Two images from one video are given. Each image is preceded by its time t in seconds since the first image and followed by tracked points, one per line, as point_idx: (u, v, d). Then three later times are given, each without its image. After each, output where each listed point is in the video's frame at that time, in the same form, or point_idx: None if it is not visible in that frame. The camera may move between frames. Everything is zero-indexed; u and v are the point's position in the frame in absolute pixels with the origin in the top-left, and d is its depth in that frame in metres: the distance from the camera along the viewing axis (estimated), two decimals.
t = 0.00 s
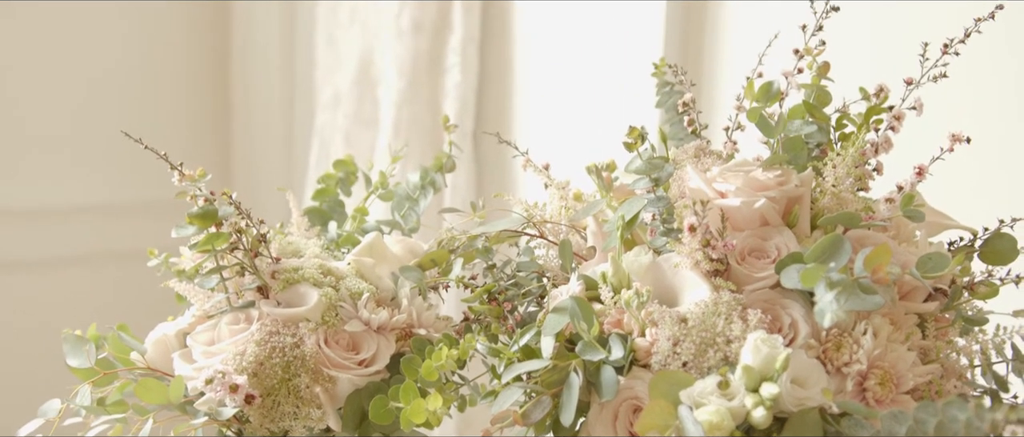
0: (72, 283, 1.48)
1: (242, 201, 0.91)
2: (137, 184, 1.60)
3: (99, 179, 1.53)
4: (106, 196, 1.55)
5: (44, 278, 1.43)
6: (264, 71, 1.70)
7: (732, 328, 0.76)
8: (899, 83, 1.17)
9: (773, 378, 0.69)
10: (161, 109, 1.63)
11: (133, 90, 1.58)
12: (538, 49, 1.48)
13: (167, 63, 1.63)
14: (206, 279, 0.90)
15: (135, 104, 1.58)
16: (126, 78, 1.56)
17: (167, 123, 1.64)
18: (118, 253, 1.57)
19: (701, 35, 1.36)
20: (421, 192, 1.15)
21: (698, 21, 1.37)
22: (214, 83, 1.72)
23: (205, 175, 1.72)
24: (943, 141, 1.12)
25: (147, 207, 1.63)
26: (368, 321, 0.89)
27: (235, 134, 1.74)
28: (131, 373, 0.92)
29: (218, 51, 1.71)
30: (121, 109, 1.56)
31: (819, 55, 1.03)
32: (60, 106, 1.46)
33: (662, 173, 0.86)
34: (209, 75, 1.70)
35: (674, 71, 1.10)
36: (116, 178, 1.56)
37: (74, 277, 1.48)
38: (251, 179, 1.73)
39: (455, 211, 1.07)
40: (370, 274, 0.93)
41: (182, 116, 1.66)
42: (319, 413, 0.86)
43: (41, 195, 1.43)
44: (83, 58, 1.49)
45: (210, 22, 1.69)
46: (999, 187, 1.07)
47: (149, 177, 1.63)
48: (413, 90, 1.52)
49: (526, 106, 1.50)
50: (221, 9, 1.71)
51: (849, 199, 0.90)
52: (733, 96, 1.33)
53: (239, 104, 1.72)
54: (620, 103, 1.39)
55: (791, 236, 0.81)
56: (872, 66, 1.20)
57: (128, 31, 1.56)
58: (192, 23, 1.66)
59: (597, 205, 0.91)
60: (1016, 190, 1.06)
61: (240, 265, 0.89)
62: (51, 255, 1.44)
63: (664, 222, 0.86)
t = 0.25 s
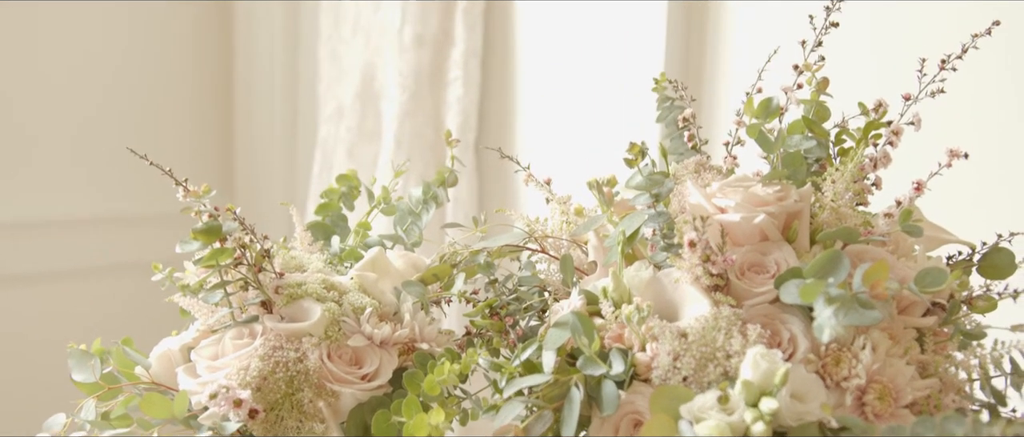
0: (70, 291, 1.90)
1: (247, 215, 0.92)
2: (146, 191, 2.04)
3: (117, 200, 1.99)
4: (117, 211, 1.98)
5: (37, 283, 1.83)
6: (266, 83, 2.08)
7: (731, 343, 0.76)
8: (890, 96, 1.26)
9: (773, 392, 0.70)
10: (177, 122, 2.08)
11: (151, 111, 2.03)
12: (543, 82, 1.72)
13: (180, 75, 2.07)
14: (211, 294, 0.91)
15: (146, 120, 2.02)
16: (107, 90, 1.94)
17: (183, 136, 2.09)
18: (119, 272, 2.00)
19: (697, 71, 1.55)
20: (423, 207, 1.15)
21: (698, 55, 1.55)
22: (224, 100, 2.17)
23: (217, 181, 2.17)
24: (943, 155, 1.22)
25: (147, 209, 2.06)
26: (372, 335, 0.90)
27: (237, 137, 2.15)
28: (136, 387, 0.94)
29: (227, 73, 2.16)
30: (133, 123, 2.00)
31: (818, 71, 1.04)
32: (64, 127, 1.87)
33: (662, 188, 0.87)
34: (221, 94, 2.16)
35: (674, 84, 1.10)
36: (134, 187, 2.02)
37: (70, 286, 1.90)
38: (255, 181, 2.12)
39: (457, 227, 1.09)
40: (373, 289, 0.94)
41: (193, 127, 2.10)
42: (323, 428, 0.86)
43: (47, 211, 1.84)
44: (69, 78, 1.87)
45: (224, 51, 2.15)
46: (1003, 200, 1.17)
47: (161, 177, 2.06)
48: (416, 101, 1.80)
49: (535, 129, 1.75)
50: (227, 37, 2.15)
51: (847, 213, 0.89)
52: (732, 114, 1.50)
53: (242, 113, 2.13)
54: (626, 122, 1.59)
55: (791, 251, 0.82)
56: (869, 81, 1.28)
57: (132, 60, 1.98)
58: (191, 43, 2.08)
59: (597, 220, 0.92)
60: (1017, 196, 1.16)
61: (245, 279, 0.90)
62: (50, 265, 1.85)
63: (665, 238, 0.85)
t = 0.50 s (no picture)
0: (73, 306, 1.97)
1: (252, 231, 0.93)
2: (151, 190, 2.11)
3: (119, 208, 2.05)
4: (117, 225, 2.04)
5: (39, 298, 1.89)
6: (269, 82, 2.15)
7: (733, 357, 0.77)
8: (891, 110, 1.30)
9: (773, 406, 0.71)
10: (179, 120, 2.15)
11: (154, 109, 2.09)
12: (547, 93, 1.78)
13: (181, 72, 2.14)
14: (216, 309, 0.92)
15: (151, 118, 2.09)
16: (114, 91, 2.01)
17: (185, 133, 2.16)
18: (122, 287, 2.07)
19: (699, 81, 1.58)
20: (427, 221, 1.15)
21: (699, 65, 1.58)
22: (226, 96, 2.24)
23: (219, 177, 2.25)
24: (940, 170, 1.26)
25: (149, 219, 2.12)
26: (375, 350, 0.90)
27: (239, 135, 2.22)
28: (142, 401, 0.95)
29: (229, 71, 2.23)
30: (139, 122, 2.07)
31: (818, 86, 1.05)
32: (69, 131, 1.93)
33: (663, 204, 0.87)
34: (222, 91, 2.22)
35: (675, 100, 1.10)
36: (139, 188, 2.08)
37: (70, 302, 1.96)
38: (257, 180, 2.20)
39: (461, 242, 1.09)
40: (377, 304, 0.95)
41: (196, 125, 2.18)
42: None
43: (47, 227, 1.89)
44: (75, 82, 1.93)
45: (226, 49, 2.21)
46: (1002, 212, 1.20)
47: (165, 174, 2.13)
48: (419, 114, 1.87)
49: (537, 141, 1.80)
50: (228, 36, 2.22)
51: (848, 228, 0.89)
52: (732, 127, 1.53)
53: (244, 111, 2.20)
54: (626, 134, 1.63)
55: (791, 265, 0.83)
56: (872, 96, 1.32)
57: (136, 61, 2.04)
58: (192, 41, 2.15)
59: (599, 235, 0.93)
60: (1016, 205, 1.19)
61: (250, 294, 0.91)
62: (50, 280, 1.91)
63: (666, 253, 0.86)
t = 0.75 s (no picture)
0: (76, 317, 2.10)
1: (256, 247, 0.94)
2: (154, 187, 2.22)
3: (124, 215, 2.18)
4: (116, 239, 2.16)
5: (37, 311, 2.03)
6: (270, 83, 2.23)
7: (732, 373, 0.78)
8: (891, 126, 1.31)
9: (773, 422, 0.73)
10: (181, 118, 2.25)
11: (156, 108, 2.20)
12: (548, 107, 1.79)
13: (182, 72, 2.24)
14: (220, 324, 0.93)
15: (152, 118, 2.20)
16: (113, 91, 2.13)
17: (187, 131, 2.27)
18: (128, 301, 2.20)
19: (699, 96, 1.60)
20: (428, 236, 1.16)
21: (698, 80, 1.60)
22: (228, 96, 2.33)
23: (222, 174, 2.35)
24: (937, 187, 1.28)
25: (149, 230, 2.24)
26: (378, 365, 0.91)
27: (241, 134, 2.31)
28: (146, 417, 0.95)
29: (231, 70, 2.32)
30: (139, 121, 2.18)
31: (817, 103, 1.06)
32: (72, 130, 2.06)
33: (663, 219, 0.88)
34: (224, 90, 2.32)
35: (675, 116, 1.11)
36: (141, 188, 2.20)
37: (71, 314, 2.09)
38: (258, 178, 2.29)
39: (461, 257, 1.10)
40: (380, 319, 0.95)
41: (196, 125, 2.28)
42: None
43: (50, 243, 2.03)
44: (75, 84, 2.06)
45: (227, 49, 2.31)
46: (995, 224, 1.22)
47: (166, 172, 2.24)
48: (421, 127, 1.88)
49: (539, 155, 1.82)
50: (230, 36, 2.31)
51: (846, 244, 0.90)
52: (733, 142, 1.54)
53: (245, 111, 2.29)
54: (625, 152, 1.66)
55: (790, 281, 0.84)
56: (872, 112, 1.34)
57: (136, 61, 2.15)
58: (192, 41, 2.25)
59: (600, 250, 0.93)
60: (1009, 218, 1.21)
61: (253, 310, 0.92)
62: (49, 294, 2.04)
63: (665, 268, 0.86)
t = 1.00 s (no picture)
0: (73, 330, 2.18)
1: (261, 262, 0.94)
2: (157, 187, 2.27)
3: (125, 218, 2.24)
4: (115, 251, 2.22)
5: (37, 322, 2.13)
6: (274, 91, 2.25)
7: (734, 387, 0.79)
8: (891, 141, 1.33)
9: None
10: (184, 119, 2.29)
11: (159, 108, 2.25)
12: (551, 119, 1.81)
13: (185, 72, 2.28)
14: (225, 339, 0.93)
15: (156, 118, 2.25)
16: (118, 92, 2.19)
17: (191, 132, 2.31)
18: (127, 315, 2.27)
19: (701, 108, 1.61)
20: (431, 250, 1.15)
21: (700, 91, 1.61)
22: (232, 97, 2.36)
23: (228, 176, 2.38)
24: (938, 200, 1.29)
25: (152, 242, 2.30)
26: (382, 380, 0.92)
27: (246, 135, 2.33)
28: (152, 430, 0.96)
29: (235, 71, 2.35)
30: (144, 122, 2.24)
31: (818, 117, 1.06)
32: (75, 131, 2.14)
33: (665, 234, 0.88)
34: (228, 91, 2.35)
35: (676, 131, 1.12)
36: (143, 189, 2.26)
37: (71, 327, 2.18)
38: (262, 179, 2.32)
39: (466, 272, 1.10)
40: (384, 334, 0.96)
41: (202, 127, 2.32)
42: None
43: (49, 258, 2.12)
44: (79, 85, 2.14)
45: (231, 50, 2.34)
46: (996, 240, 1.24)
47: (169, 172, 2.29)
48: (424, 140, 1.90)
49: (543, 166, 1.83)
50: (234, 37, 2.34)
51: (847, 259, 0.90)
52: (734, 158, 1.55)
53: (250, 114, 2.31)
54: (626, 166, 1.67)
55: (791, 296, 0.84)
56: (872, 122, 1.35)
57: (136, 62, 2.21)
58: (195, 42, 2.29)
59: (603, 264, 0.94)
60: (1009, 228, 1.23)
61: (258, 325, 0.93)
62: (49, 307, 2.13)
63: (668, 283, 0.87)
